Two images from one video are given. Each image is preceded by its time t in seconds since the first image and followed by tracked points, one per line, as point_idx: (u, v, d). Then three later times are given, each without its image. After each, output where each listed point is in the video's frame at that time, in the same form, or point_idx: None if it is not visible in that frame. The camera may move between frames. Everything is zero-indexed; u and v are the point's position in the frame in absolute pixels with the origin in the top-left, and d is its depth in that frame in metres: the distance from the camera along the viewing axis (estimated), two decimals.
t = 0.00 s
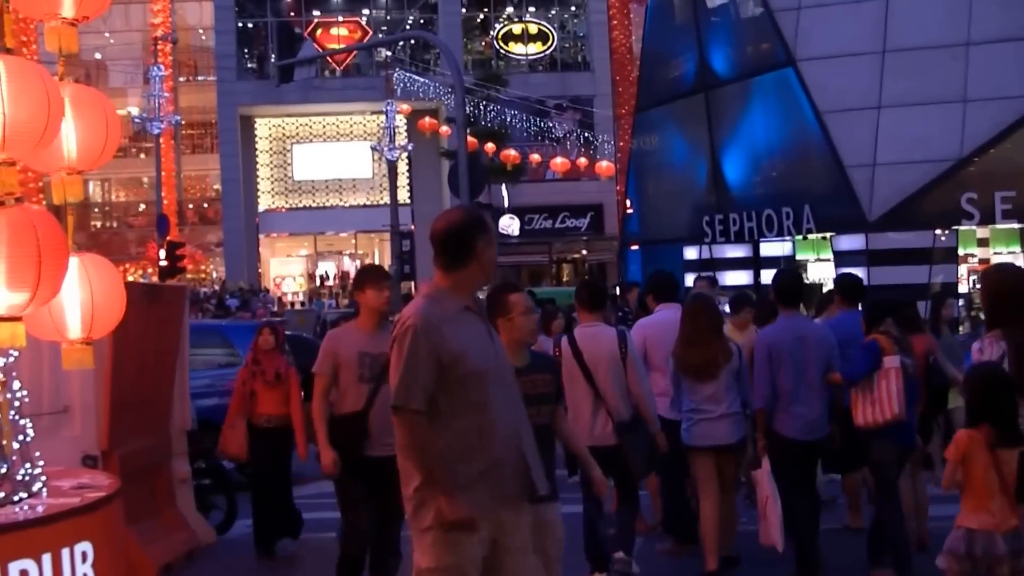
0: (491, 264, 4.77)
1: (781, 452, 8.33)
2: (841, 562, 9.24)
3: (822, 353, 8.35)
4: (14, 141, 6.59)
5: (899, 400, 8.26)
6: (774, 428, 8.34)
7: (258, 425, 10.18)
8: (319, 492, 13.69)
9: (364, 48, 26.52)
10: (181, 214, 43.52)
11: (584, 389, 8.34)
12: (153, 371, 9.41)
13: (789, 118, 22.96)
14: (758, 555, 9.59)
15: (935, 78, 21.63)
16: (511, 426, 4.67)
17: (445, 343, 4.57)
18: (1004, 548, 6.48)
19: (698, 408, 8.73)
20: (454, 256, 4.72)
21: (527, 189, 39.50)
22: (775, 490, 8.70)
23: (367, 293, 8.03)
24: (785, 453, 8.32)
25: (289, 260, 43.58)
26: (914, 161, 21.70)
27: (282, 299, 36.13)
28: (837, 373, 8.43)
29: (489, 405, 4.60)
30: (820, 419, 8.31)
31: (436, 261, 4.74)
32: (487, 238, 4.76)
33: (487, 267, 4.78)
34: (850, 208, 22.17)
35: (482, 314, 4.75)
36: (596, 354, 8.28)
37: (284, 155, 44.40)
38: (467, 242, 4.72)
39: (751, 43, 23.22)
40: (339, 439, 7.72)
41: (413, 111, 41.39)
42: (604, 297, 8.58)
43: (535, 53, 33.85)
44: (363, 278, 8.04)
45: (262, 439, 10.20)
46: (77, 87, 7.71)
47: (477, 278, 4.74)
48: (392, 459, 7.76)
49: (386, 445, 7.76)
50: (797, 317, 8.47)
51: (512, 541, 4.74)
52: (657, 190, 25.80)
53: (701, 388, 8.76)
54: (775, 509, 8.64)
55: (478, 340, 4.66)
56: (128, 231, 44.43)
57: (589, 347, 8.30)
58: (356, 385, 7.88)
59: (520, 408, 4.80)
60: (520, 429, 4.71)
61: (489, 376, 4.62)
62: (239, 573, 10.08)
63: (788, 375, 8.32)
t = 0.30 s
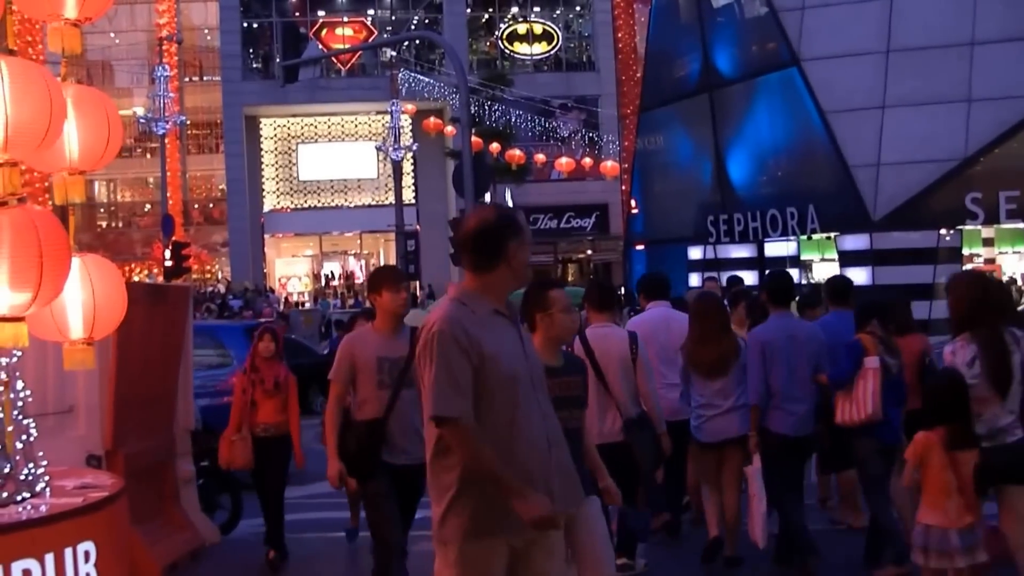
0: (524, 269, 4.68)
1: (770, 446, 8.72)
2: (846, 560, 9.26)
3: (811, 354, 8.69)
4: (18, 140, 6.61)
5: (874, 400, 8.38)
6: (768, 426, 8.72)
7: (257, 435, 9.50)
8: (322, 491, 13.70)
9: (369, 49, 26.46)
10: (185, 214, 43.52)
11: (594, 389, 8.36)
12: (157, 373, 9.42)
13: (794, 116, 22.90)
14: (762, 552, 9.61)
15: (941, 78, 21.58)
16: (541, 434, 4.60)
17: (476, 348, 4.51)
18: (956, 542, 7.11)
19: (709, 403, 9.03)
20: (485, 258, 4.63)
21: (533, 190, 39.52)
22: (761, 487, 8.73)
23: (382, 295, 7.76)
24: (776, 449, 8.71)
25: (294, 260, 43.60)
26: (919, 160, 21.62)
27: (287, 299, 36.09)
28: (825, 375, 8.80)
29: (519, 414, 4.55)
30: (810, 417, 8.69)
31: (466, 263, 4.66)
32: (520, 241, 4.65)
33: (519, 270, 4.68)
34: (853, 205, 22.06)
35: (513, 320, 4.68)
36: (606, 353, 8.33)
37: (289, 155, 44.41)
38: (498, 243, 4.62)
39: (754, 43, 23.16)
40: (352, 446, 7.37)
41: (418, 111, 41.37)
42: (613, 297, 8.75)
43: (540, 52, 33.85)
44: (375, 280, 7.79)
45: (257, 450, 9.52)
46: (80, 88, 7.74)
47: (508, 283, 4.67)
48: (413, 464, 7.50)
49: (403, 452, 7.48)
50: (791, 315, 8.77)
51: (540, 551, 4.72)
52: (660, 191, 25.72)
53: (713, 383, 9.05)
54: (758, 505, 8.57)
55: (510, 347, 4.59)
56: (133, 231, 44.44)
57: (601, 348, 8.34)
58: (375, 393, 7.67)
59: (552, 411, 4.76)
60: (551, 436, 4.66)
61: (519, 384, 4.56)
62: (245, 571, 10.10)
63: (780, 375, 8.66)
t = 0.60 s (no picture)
0: (595, 266, 4.57)
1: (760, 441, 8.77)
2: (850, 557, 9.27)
3: (801, 349, 8.77)
4: (22, 142, 6.62)
5: (851, 397, 8.62)
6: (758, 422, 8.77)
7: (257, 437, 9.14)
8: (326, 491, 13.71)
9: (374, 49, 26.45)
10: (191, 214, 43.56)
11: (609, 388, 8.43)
12: (161, 373, 9.43)
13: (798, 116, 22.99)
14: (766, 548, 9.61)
15: (945, 78, 21.22)
16: (600, 441, 4.47)
17: (534, 348, 4.41)
18: (929, 524, 7.23)
19: (711, 401, 9.06)
20: (552, 254, 4.53)
21: (538, 190, 39.52)
22: (750, 476, 8.57)
23: (402, 289, 7.15)
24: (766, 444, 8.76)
25: (299, 260, 43.63)
26: (922, 161, 21.36)
27: (293, 299, 36.09)
28: (812, 372, 8.88)
29: (578, 418, 4.42)
30: (797, 409, 8.73)
31: (535, 256, 4.56)
32: (588, 236, 4.53)
33: (589, 267, 4.57)
34: (857, 205, 21.99)
35: (582, 321, 4.56)
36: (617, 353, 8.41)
37: (295, 155, 44.41)
38: (564, 238, 4.52)
39: (759, 43, 23.24)
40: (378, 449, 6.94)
41: (423, 111, 41.37)
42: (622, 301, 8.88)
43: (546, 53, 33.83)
44: (396, 273, 7.16)
45: (257, 451, 9.14)
46: (82, 89, 7.76)
47: (576, 280, 4.54)
48: (440, 466, 7.03)
49: (430, 452, 7.00)
50: (783, 313, 8.83)
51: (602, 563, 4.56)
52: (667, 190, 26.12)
53: (716, 382, 9.08)
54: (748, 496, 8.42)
55: (572, 347, 4.47)
56: (138, 230, 44.47)
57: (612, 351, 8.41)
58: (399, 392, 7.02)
59: (615, 421, 4.62)
60: (611, 442, 4.53)
61: (575, 387, 4.43)
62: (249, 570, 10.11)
63: (770, 368, 8.69)
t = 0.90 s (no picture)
0: (655, 265, 4.38)
1: (751, 441, 8.81)
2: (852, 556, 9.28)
3: (791, 350, 8.81)
4: (23, 143, 6.65)
5: (831, 399, 8.87)
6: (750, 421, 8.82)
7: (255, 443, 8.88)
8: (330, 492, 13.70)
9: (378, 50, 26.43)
10: (196, 214, 43.54)
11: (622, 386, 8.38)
12: (164, 373, 9.42)
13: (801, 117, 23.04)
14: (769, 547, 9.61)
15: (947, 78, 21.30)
16: (657, 448, 4.29)
17: (582, 349, 4.24)
18: (896, 510, 7.41)
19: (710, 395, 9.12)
20: (611, 247, 4.37)
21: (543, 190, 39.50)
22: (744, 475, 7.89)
23: (435, 289, 6.79)
24: (754, 443, 8.80)
25: (304, 261, 43.63)
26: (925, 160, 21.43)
27: (297, 299, 36.06)
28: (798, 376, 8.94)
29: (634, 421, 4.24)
30: (788, 407, 8.78)
31: (594, 254, 4.40)
32: (650, 232, 4.36)
33: (649, 265, 4.38)
34: (861, 205, 22.04)
35: (642, 323, 4.35)
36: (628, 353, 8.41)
37: (299, 156, 44.41)
38: (622, 233, 4.36)
39: (763, 43, 23.23)
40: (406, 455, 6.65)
41: (428, 110, 41.37)
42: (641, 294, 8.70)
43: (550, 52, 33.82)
44: (426, 272, 6.80)
45: (261, 459, 8.86)
46: (85, 89, 7.77)
47: (635, 281, 4.36)
48: (472, 471, 6.74)
49: (460, 459, 6.73)
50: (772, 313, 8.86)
51: None
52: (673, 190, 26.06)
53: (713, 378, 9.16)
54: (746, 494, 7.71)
55: (628, 348, 4.27)
56: (142, 231, 44.44)
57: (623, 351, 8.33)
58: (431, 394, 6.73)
59: (679, 429, 4.42)
60: (668, 448, 4.33)
61: (629, 391, 4.24)
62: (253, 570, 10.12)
63: (761, 370, 8.73)
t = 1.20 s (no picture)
0: (732, 258, 3.98)
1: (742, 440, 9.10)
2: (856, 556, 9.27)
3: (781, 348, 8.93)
4: (26, 143, 6.66)
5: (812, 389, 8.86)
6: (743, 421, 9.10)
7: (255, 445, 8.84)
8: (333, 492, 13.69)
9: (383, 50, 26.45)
10: (200, 214, 43.53)
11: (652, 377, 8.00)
12: (168, 372, 9.43)
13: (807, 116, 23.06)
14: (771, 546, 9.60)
15: (952, 78, 21.47)
16: (748, 453, 3.91)
17: (658, 354, 3.88)
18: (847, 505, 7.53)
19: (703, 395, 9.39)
20: (681, 239, 4.00)
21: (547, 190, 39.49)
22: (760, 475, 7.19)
23: (491, 286, 6.64)
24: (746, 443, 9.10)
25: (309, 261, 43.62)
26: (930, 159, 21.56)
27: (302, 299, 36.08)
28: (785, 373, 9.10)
29: (720, 432, 3.86)
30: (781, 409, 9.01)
31: (666, 249, 4.04)
32: (721, 224, 3.95)
33: (729, 257, 3.98)
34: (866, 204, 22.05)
35: (723, 318, 3.99)
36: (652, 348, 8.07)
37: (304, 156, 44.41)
38: (693, 225, 3.97)
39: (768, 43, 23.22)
40: (456, 459, 6.45)
41: (432, 110, 41.39)
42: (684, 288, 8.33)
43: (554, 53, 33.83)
44: (483, 269, 6.66)
45: (258, 460, 8.84)
46: (88, 89, 7.77)
47: (714, 276, 4.00)
48: (527, 474, 6.55)
49: (515, 462, 6.51)
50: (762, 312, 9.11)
51: None
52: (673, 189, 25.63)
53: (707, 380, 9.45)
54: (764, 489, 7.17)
55: (707, 349, 3.90)
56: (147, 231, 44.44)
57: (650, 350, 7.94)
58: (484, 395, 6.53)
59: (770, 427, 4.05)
60: (762, 455, 3.95)
61: (715, 394, 3.86)
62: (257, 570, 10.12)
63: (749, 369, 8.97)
